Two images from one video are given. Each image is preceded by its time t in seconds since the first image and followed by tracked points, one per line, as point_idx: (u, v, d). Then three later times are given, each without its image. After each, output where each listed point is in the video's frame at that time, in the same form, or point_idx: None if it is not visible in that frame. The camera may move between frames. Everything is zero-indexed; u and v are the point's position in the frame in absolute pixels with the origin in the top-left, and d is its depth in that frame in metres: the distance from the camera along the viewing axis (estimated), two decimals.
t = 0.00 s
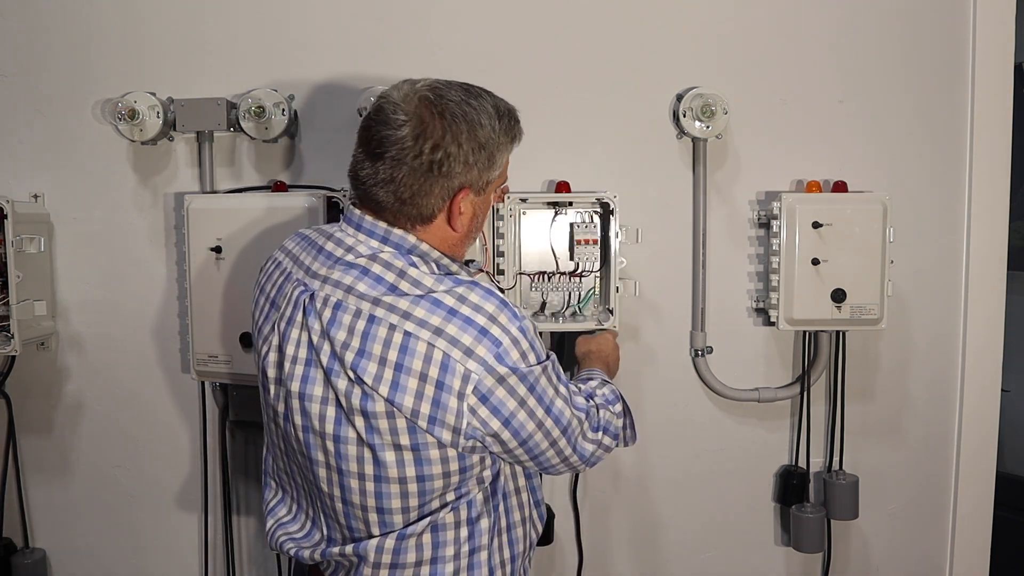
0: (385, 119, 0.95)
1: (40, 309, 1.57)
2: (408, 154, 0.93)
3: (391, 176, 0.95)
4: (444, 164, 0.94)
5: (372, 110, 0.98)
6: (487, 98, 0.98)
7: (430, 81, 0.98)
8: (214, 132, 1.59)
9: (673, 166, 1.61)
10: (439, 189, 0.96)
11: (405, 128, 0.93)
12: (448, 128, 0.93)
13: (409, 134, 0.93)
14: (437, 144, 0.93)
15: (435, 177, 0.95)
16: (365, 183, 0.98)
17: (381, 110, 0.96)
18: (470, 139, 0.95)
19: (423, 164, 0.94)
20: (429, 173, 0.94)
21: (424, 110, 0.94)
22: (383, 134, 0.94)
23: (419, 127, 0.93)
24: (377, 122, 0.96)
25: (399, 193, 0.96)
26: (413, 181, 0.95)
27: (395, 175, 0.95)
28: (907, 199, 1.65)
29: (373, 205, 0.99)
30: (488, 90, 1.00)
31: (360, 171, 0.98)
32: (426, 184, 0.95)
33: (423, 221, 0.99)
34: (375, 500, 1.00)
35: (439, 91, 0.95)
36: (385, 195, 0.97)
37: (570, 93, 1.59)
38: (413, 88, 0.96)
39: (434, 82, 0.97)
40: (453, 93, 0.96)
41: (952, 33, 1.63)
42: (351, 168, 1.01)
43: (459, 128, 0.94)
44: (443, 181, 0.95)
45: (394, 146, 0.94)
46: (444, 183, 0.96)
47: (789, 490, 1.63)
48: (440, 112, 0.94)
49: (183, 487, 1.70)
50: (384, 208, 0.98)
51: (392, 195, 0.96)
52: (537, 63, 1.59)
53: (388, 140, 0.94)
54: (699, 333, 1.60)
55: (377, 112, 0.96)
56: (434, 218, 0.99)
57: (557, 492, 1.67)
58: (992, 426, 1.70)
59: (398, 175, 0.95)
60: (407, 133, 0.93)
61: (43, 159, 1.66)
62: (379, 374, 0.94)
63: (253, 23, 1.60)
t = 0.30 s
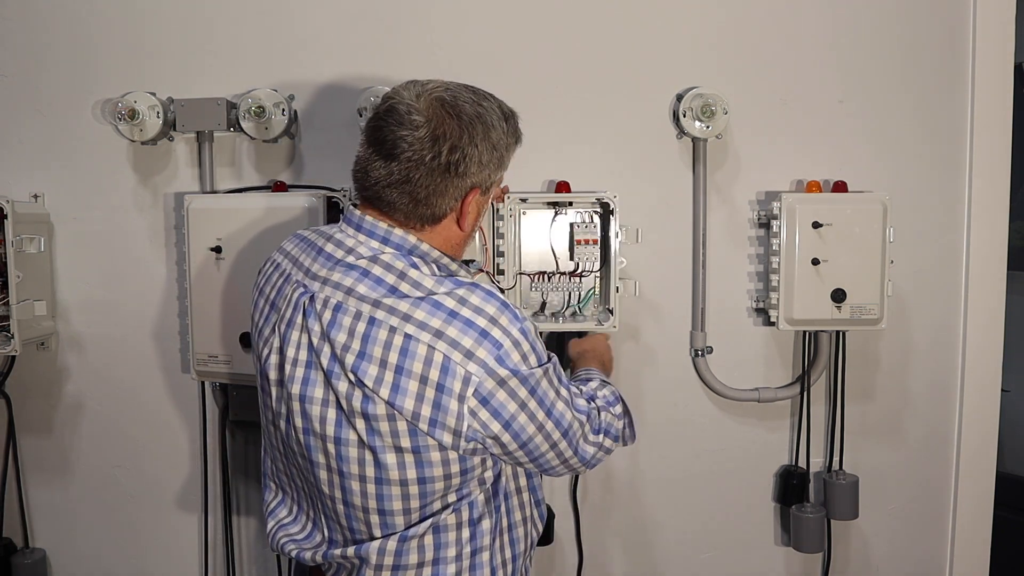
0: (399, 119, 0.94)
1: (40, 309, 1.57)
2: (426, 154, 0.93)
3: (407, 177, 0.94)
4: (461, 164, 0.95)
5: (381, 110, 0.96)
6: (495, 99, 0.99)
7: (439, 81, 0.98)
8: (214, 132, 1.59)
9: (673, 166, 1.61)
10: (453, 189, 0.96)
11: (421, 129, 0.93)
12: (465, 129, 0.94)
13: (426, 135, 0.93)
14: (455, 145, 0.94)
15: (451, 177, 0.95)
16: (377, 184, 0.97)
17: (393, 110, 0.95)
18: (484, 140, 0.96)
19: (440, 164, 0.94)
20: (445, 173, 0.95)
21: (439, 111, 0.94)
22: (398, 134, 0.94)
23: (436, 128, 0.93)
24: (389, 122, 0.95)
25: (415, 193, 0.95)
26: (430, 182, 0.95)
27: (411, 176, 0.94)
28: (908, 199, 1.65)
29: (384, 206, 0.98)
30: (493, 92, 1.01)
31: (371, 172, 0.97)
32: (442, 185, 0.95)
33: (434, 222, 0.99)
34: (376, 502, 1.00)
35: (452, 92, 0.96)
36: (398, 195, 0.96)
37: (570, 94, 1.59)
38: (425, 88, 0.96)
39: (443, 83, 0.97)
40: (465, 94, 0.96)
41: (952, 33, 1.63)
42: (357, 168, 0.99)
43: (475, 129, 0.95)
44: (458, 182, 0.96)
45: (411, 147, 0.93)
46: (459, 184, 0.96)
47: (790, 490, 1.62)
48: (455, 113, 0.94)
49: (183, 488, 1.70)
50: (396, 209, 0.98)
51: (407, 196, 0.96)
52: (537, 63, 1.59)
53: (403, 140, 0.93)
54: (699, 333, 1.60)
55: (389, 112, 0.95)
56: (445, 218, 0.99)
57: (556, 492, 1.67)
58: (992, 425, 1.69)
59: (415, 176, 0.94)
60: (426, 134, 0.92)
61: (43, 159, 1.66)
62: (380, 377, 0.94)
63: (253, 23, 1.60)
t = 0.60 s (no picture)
0: (401, 117, 0.94)
1: (40, 309, 1.57)
2: (428, 152, 0.93)
3: (410, 175, 0.94)
4: (463, 163, 0.95)
5: (383, 109, 0.97)
6: (497, 100, 1.00)
7: (441, 81, 0.98)
8: (213, 132, 1.59)
9: (673, 166, 1.61)
10: (456, 188, 0.96)
11: (424, 127, 0.93)
12: (467, 128, 0.94)
13: (429, 134, 0.93)
14: (457, 143, 0.94)
15: (453, 176, 0.95)
16: (379, 182, 0.97)
17: (396, 109, 0.95)
18: (487, 139, 0.96)
19: (442, 163, 0.94)
20: (447, 172, 0.95)
21: (442, 110, 0.94)
22: (400, 133, 0.94)
23: (438, 127, 0.93)
24: (392, 121, 0.95)
25: (417, 192, 0.95)
26: (432, 181, 0.95)
27: (414, 174, 0.94)
28: (907, 200, 1.65)
29: (386, 205, 0.98)
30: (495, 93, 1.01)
31: (373, 171, 0.97)
32: (444, 183, 0.95)
33: (435, 221, 0.99)
34: (376, 502, 1.00)
35: (454, 92, 0.96)
36: (401, 194, 0.96)
37: (570, 94, 1.59)
38: (427, 88, 0.97)
39: (446, 83, 0.98)
40: (467, 94, 0.96)
41: (952, 33, 1.63)
42: (360, 168, 0.99)
43: (477, 128, 0.95)
44: (460, 180, 0.96)
45: (413, 145, 0.93)
46: (461, 183, 0.96)
47: (789, 490, 1.62)
48: (457, 112, 0.94)
49: (183, 487, 1.71)
50: (398, 208, 0.98)
51: (409, 195, 0.96)
52: (537, 63, 1.59)
53: (405, 139, 0.93)
54: (699, 333, 1.60)
55: (391, 111, 0.95)
56: (447, 217, 0.99)
57: (556, 492, 1.67)
58: (992, 425, 1.69)
59: (417, 175, 0.94)
60: (428, 132, 0.92)
61: (43, 159, 1.66)
62: (380, 377, 0.94)
63: (253, 23, 1.60)
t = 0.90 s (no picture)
0: (397, 117, 0.94)
1: (40, 309, 1.57)
2: (424, 152, 0.93)
3: (407, 175, 0.94)
4: (460, 163, 0.95)
5: (378, 109, 0.96)
6: (491, 98, 1.00)
7: (436, 80, 0.98)
8: (214, 132, 1.59)
9: (673, 166, 1.61)
10: (452, 187, 0.97)
11: (420, 127, 0.93)
12: (464, 128, 0.94)
13: (425, 133, 0.93)
14: (454, 143, 0.94)
15: (450, 175, 0.96)
16: (376, 183, 0.97)
17: (391, 109, 0.95)
18: (483, 138, 0.96)
19: (439, 162, 0.94)
20: (444, 171, 0.95)
21: (438, 109, 0.94)
22: (396, 132, 0.94)
23: (434, 126, 0.93)
24: (388, 121, 0.95)
25: (414, 192, 0.96)
26: (429, 181, 0.95)
27: (411, 174, 0.94)
28: (907, 199, 1.65)
29: (382, 205, 0.98)
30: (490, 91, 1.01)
31: (369, 171, 0.97)
32: (441, 183, 0.95)
33: (432, 220, 0.99)
34: (382, 500, 1.00)
35: (449, 91, 0.96)
36: (398, 194, 0.96)
37: (569, 94, 1.59)
38: (422, 87, 0.96)
39: (440, 82, 0.98)
40: (462, 93, 0.97)
41: (951, 33, 1.63)
42: (355, 168, 0.99)
43: (473, 128, 0.95)
44: (457, 180, 0.96)
45: (409, 145, 0.93)
46: (458, 182, 0.96)
47: (790, 490, 1.62)
48: (453, 112, 0.94)
49: (183, 487, 1.70)
50: (395, 208, 0.98)
51: (407, 195, 0.96)
52: (537, 64, 1.59)
53: (402, 139, 0.93)
54: (699, 333, 1.60)
55: (387, 111, 0.95)
56: (444, 216, 1.00)
57: (556, 492, 1.67)
58: (992, 425, 1.69)
59: (414, 175, 0.94)
60: (425, 132, 0.93)
61: (43, 159, 1.66)
62: (383, 374, 0.94)
63: (253, 23, 1.60)
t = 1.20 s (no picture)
0: (385, 117, 0.94)
1: (40, 309, 1.57)
2: (414, 149, 0.94)
3: (397, 173, 0.95)
4: (449, 158, 0.96)
5: (366, 109, 0.97)
6: (478, 92, 1.00)
7: (423, 77, 0.98)
8: (213, 132, 1.59)
9: (673, 166, 1.61)
10: (444, 183, 0.97)
11: (408, 125, 0.94)
12: (451, 123, 0.95)
13: (414, 130, 0.93)
14: (442, 138, 0.94)
15: (440, 171, 0.96)
16: (367, 182, 0.97)
17: (379, 108, 0.95)
18: (471, 132, 0.97)
19: (428, 159, 0.95)
20: (434, 167, 0.95)
21: (425, 106, 0.94)
22: (385, 132, 0.94)
23: (422, 123, 0.94)
24: (376, 120, 0.95)
25: (405, 190, 0.96)
26: (420, 177, 0.95)
27: (401, 172, 0.95)
28: (908, 200, 1.65)
29: (375, 204, 0.99)
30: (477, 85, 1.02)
31: (360, 171, 0.97)
32: (432, 179, 0.96)
33: (426, 217, 1.00)
34: (391, 493, 1.00)
35: (435, 88, 0.96)
36: (389, 192, 0.97)
37: (569, 94, 1.59)
38: (408, 85, 0.97)
39: (426, 79, 0.98)
40: (448, 88, 0.97)
41: (951, 34, 1.63)
42: (346, 169, 1.00)
43: (461, 122, 0.96)
44: (447, 175, 0.97)
45: (399, 143, 0.94)
46: (448, 178, 0.97)
47: (790, 490, 1.62)
48: (441, 107, 0.95)
49: (183, 487, 1.70)
50: (387, 206, 0.98)
51: (398, 193, 0.96)
52: (537, 64, 1.59)
53: (391, 138, 0.94)
54: (699, 333, 1.60)
55: (375, 111, 0.96)
56: (437, 212, 1.00)
57: (556, 492, 1.67)
58: (992, 424, 1.70)
59: (405, 172, 0.95)
60: (413, 129, 0.93)
61: (43, 159, 1.66)
62: (386, 368, 0.94)
63: (253, 23, 1.60)
